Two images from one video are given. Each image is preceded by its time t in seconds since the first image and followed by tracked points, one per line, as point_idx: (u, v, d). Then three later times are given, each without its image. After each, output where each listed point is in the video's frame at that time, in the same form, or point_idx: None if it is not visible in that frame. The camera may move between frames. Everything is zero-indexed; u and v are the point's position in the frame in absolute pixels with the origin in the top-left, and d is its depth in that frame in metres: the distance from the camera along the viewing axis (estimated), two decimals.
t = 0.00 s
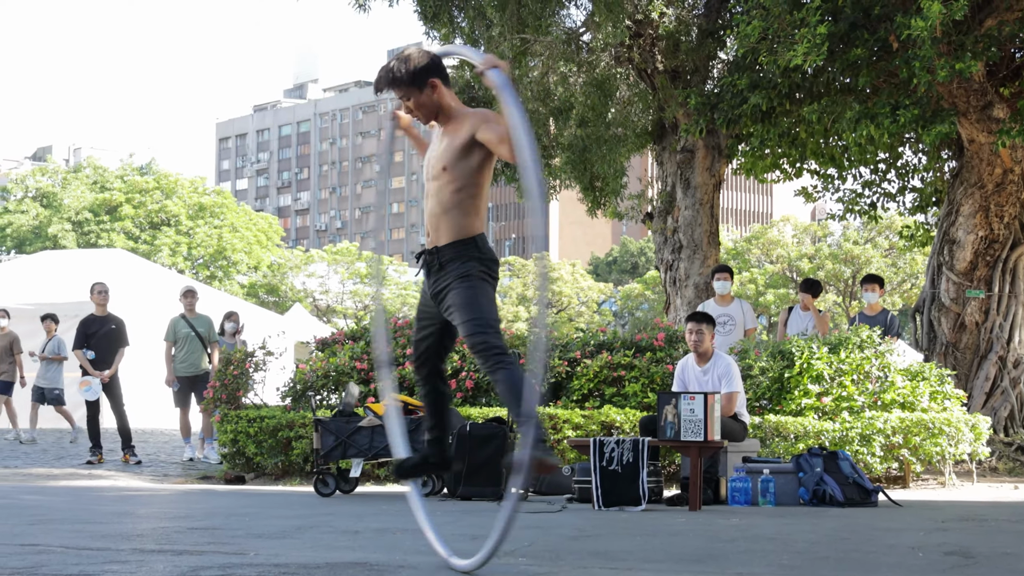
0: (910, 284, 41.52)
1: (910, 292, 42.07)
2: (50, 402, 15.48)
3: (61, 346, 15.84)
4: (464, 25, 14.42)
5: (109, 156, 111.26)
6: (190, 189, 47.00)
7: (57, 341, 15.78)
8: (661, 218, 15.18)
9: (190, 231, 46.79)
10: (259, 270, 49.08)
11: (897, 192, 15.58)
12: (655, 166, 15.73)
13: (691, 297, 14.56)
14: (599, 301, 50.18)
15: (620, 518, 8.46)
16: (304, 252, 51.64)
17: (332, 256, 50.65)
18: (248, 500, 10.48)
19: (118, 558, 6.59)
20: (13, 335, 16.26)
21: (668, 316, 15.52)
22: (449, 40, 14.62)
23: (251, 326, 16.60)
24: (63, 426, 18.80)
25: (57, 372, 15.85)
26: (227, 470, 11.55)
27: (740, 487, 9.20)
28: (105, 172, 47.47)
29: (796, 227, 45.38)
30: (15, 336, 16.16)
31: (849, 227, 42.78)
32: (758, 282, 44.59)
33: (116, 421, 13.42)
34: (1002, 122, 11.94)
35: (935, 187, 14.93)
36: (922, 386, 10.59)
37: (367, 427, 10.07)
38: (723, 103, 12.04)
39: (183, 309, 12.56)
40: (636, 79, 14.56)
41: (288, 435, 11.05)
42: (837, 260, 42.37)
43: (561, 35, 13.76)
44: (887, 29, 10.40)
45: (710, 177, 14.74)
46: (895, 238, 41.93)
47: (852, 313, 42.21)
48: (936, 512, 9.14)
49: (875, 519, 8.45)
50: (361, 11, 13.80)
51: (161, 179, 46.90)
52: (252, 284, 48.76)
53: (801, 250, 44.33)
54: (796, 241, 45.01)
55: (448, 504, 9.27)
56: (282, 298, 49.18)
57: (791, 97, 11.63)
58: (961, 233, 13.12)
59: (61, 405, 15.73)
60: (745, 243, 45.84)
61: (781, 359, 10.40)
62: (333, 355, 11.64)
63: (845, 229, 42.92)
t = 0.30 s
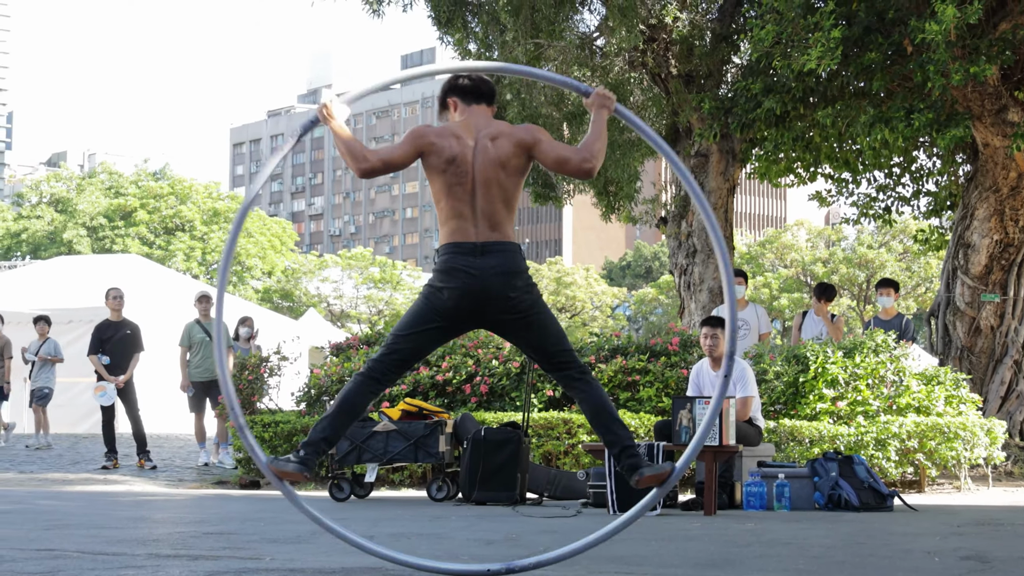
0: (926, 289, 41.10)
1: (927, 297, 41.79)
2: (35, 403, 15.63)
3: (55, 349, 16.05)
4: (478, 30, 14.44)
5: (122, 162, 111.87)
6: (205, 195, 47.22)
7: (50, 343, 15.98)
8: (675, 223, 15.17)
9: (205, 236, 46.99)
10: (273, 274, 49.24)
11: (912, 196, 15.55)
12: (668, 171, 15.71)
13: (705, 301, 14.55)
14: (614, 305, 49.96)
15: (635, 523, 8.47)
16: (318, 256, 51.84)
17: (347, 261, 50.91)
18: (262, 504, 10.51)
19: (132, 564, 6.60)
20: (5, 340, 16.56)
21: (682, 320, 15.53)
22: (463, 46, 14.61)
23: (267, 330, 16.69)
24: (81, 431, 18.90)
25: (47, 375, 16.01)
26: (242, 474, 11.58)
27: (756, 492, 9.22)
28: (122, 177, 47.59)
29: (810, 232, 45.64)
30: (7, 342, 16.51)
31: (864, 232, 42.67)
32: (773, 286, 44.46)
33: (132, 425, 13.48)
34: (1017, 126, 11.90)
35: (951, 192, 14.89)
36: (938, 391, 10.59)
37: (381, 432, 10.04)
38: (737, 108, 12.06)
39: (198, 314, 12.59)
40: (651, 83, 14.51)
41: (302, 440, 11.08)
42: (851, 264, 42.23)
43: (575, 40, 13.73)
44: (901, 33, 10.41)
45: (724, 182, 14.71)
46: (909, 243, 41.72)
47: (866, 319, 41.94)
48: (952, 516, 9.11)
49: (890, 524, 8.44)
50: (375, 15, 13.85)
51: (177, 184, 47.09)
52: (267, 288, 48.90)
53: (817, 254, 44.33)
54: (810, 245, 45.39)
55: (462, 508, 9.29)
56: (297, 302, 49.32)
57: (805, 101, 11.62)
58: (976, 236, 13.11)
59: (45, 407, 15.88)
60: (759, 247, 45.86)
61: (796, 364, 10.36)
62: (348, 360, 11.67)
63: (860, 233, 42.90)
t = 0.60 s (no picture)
0: (914, 294, 42.08)
1: (915, 302, 42.61)
2: (45, 406, 16.30)
3: (70, 356, 16.68)
4: (490, 52, 15.12)
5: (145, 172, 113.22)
6: (233, 207, 48.11)
7: (65, 351, 16.63)
8: (678, 232, 15.73)
9: (232, 246, 47.83)
10: (296, 282, 50.03)
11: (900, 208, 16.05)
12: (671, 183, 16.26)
13: (706, 307, 15.14)
14: (620, 313, 51.16)
15: (642, 517, 9.01)
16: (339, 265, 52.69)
17: (366, 270, 51.74)
18: (288, 501, 11.10)
19: (168, 555, 7.11)
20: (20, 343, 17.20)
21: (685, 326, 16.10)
22: (476, 65, 15.31)
23: (290, 335, 17.39)
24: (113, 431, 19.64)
25: (61, 382, 16.71)
26: (268, 472, 12.20)
27: (754, 488, 9.68)
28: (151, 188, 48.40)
29: (805, 241, 45.70)
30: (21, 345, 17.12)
31: (855, 240, 43.28)
32: (770, 292, 45.10)
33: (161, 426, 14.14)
34: (1000, 141, 12.45)
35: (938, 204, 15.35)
36: (926, 391, 11.11)
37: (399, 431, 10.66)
38: (736, 124, 12.64)
39: (226, 320, 13.24)
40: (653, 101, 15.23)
41: (326, 439, 11.69)
42: (842, 271, 42.88)
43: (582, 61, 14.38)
44: (891, 53, 11.02)
45: (724, 195, 15.33)
46: (898, 251, 42.52)
47: (858, 323, 42.38)
48: (940, 510, 9.65)
49: (881, 518, 8.98)
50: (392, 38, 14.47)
51: (206, 197, 47.86)
52: (291, 296, 49.68)
53: (811, 262, 44.83)
54: (804, 253, 45.52)
55: (479, 504, 9.84)
56: (319, 309, 50.12)
57: (800, 117, 12.19)
58: (961, 246, 13.63)
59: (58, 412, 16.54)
60: (757, 255, 46.20)
61: (792, 365, 10.98)
62: (368, 363, 12.29)
63: (851, 241, 43.53)
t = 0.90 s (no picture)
0: (921, 299, 42.07)
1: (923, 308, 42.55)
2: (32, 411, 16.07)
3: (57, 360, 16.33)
4: (498, 58, 15.20)
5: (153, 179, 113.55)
6: (242, 213, 48.22)
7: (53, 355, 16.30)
8: (685, 239, 15.72)
9: (241, 252, 47.98)
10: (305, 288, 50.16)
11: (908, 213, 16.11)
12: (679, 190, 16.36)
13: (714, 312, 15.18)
14: (627, 317, 51.25)
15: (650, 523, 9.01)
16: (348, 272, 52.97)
17: (375, 276, 51.88)
18: (296, 507, 11.13)
19: (178, 561, 7.15)
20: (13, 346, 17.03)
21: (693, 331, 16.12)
22: (484, 72, 15.39)
23: (298, 341, 17.45)
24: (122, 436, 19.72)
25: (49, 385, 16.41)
26: (277, 478, 12.23)
27: (763, 493, 9.75)
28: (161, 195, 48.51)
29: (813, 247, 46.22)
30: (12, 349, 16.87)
31: (863, 246, 43.55)
32: (778, 298, 45.05)
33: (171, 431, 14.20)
34: (1007, 147, 12.45)
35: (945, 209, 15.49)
36: (934, 397, 11.12)
37: (408, 437, 10.71)
38: (743, 130, 12.70)
39: (235, 326, 13.29)
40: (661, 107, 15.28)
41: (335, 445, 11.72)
42: (850, 277, 42.75)
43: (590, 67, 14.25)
44: (898, 59, 11.10)
45: (732, 201, 15.35)
46: (907, 256, 42.46)
47: (866, 328, 42.38)
48: (948, 516, 9.64)
49: (889, 523, 8.98)
50: (400, 45, 14.54)
51: (214, 203, 47.97)
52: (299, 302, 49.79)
53: (819, 267, 44.80)
54: (813, 259, 45.88)
55: (487, 510, 9.86)
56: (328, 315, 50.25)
57: (808, 123, 12.21)
58: (969, 251, 13.64)
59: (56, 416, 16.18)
60: (764, 261, 46.24)
61: (800, 371, 10.96)
62: (377, 369, 12.30)
63: (859, 247, 43.65)
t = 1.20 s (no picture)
0: (927, 304, 42.12)
1: (929, 312, 42.56)
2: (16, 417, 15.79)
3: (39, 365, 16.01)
4: (504, 63, 15.26)
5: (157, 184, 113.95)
6: (247, 218, 48.27)
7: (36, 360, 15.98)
8: (692, 243, 15.73)
9: (246, 257, 48.02)
10: (310, 293, 50.20)
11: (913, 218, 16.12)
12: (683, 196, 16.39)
13: (720, 317, 15.19)
14: (634, 321, 51.24)
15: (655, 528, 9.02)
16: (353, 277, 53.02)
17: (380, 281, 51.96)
18: (302, 512, 11.14)
19: (186, 566, 7.17)
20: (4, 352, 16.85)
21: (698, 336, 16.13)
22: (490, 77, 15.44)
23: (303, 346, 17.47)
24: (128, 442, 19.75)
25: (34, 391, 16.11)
26: (283, 483, 12.25)
27: (768, 498, 9.74)
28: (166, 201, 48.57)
29: (818, 250, 45.46)
30: None
31: (869, 251, 43.49)
32: (783, 303, 45.03)
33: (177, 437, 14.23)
34: (1013, 151, 12.47)
35: (951, 213, 15.41)
36: (939, 401, 11.14)
37: (413, 442, 10.61)
38: (749, 135, 12.74)
39: (240, 331, 13.31)
40: (667, 112, 15.21)
41: (340, 451, 11.73)
42: (857, 282, 42.79)
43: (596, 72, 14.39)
44: (904, 65, 11.21)
45: (738, 206, 15.37)
46: (912, 261, 42.61)
47: (872, 333, 42.37)
48: (953, 520, 9.64)
49: (894, 528, 8.97)
50: (407, 50, 14.58)
51: (220, 208, 48.04)
52: (305, 308, 49.82)
53: (824, 273, 44.62)
54: (818, 264, 45.31)
55: (492, 515, 9.88)
56: (333, 320, 50.29)
57: (813, 128, 12.21)
58: (974, 256, 13.65)
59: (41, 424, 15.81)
60: (769, 266, 46.30)
61: (806, 376, 10.98)
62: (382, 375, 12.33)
63: (865, 252, 43.68)
